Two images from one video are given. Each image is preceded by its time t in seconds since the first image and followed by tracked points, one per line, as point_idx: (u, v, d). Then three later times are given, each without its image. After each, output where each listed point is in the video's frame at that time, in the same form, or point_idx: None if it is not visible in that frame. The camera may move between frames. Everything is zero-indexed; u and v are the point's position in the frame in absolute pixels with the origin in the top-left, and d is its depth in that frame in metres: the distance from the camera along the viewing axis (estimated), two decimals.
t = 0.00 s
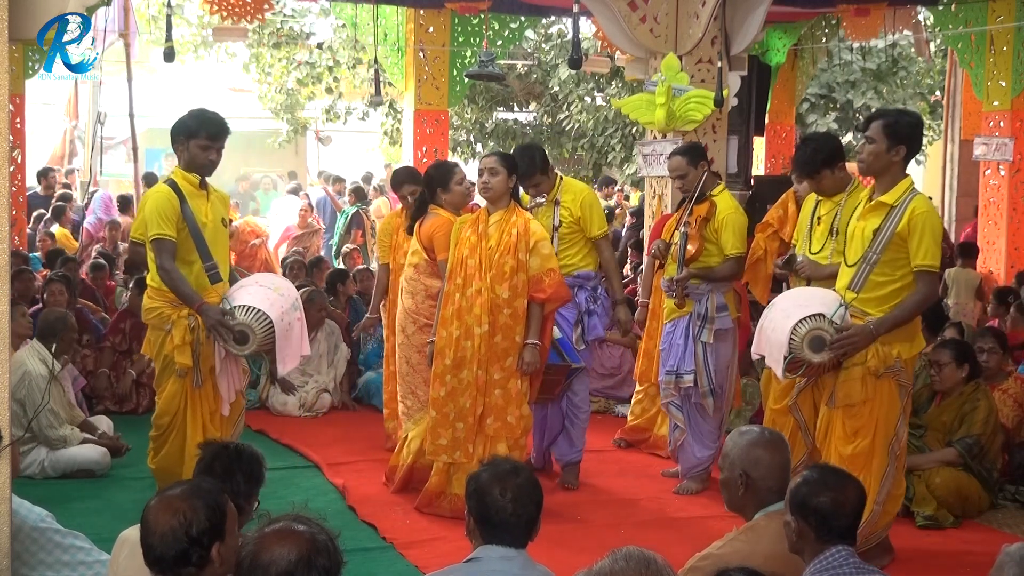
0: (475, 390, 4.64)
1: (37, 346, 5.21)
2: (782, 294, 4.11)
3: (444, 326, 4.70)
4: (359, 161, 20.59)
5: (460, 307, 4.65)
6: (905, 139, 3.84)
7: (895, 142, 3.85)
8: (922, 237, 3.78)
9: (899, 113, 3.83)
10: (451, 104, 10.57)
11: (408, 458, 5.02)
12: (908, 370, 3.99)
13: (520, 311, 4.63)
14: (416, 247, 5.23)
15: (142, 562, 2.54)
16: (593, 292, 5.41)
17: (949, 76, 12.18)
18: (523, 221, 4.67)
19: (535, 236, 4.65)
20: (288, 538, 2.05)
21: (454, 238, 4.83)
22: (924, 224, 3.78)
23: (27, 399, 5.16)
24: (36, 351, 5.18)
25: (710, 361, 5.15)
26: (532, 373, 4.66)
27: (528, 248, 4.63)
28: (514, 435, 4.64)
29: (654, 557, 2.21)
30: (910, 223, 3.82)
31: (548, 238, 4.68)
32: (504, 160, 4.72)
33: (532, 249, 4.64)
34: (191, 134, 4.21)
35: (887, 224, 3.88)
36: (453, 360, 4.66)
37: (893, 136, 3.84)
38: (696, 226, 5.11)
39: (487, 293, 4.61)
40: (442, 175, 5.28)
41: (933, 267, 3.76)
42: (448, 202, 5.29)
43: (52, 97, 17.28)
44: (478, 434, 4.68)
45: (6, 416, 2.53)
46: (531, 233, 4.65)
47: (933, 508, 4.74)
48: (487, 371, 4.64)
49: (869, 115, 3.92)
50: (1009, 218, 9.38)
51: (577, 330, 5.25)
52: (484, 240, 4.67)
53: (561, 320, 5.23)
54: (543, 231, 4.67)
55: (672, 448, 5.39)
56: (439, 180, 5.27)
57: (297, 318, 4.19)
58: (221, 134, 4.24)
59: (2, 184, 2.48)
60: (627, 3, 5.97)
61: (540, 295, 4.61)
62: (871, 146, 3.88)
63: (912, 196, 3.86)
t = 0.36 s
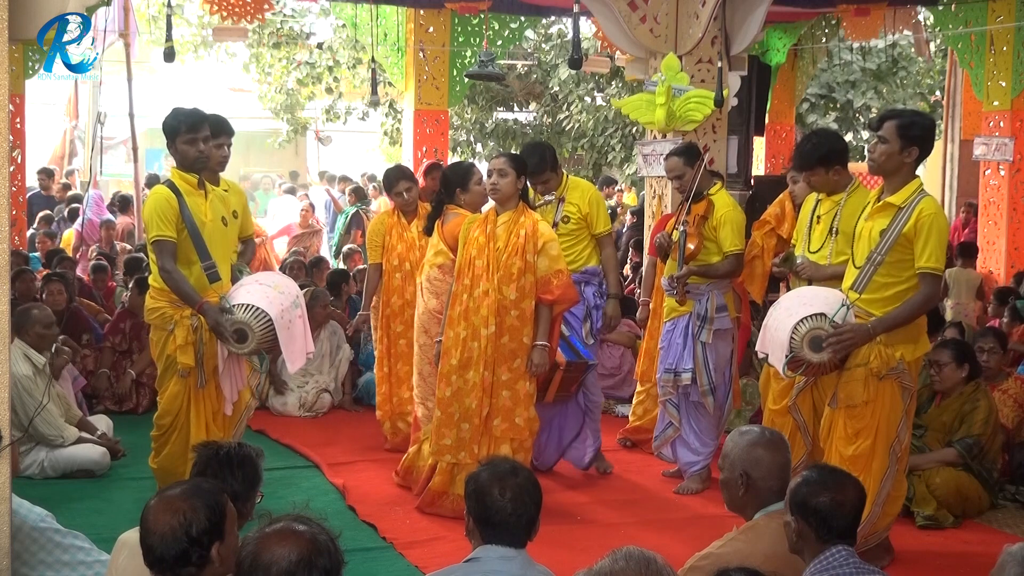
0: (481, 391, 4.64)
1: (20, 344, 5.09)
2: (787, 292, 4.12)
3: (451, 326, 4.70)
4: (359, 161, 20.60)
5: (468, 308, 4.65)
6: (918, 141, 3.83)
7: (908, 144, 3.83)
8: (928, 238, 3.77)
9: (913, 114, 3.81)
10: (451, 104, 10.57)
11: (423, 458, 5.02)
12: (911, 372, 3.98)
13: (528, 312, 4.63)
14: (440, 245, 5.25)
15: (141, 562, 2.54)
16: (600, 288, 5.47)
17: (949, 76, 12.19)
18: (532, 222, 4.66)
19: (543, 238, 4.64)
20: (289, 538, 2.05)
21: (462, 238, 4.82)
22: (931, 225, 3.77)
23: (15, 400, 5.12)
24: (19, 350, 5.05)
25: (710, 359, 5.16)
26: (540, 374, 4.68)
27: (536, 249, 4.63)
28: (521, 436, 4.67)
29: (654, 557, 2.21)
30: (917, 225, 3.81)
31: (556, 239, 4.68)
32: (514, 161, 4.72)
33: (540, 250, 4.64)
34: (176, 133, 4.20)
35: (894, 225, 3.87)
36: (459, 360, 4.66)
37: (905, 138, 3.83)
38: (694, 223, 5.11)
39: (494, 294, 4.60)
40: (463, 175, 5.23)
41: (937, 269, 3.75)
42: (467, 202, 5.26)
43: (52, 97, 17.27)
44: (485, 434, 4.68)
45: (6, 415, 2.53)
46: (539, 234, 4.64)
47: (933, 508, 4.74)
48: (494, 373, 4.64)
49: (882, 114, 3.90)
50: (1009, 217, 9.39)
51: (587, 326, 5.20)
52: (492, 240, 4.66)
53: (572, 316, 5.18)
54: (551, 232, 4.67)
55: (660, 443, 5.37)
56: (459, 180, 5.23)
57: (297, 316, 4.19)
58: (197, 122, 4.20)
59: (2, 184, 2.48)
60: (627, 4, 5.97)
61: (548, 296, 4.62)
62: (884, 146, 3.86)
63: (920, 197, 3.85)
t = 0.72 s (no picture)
0: (485, 391, 4.63)
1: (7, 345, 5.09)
2: (788, 292, 4.12)
3: (456, 326, 4.70)
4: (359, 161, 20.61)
5: (472, 308, 4.65)
6: (919, 141, 3.83)
7: (909, 144, 3.84)
8: (928, 237, 3.77)
9: (914, 114, 3.81)
10: (451, 104, 10.58)
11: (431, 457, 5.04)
12: (912, 373, 3.98)
13: (533, 312, 4.64)
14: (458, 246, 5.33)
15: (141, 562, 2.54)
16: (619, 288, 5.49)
17: (949, 76, 12.19)
18: (537, 222, 4.68)
19: (549, 238, 4.65)
20: (289, 538, 2.05)
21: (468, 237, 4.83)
22: (930, 225, 3.77)
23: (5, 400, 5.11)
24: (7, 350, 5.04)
25: (715, 359, 5.17)
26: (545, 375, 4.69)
27: (541, 250, 4.64)
28: (526, 437, 4.66)
29: (654, 557, 2.21)
30: (917, 224, 3.81)
31: (561, 239, 4.69)
32: (522, 160, 4.73)
33: (546, 250, 4.65)
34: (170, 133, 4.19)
35: (895, 225, 3.87)
36: (463, 360, 4.66)
37: (907, 137, 3.83)
38: (695, 223, 5.12)
39: (499, 294, 4.60)
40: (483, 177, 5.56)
41: (939, 267, 3.75)
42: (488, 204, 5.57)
43: (53, 97, 17.28)
44: (489, 434, 4.68)
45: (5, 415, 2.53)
46: (544, 234, 4.66)
47: (933, 508, 4.74)
48: (499, 373, 4.64)
49: (884, 113, 3.90)
50: (1009, 217, 9.39)
51: (601, 326, 5.37)
52: (497, 240, 4.67)
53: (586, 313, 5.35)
54: (557, 233, 4.68)
55: (662, 442, 5.39)
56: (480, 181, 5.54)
57: (297, 319, 4.18)
58: (189, 121, 4.18)
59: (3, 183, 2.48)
60: (627, 3, 5.97)
61: (553, 296, 4.64)
62: (885, 146, 3.87)
63: (921, 196, 3.85)
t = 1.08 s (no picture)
0: (484, 390, 4.62)
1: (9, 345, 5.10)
2: (791, 292, 4.12)
3: (453, 324, 4.68)
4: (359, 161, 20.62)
5: (470, 306, 4.64)
6: (921, 140, 3.83)
7: (911, 143, 3.84)
8: (930, 237, 3.76)
9: (915, 114, 3.81)
10: (451, 104, 10.58)
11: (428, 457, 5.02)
12: (914, 374, 3.97)
13: (530, 311, 4.65)
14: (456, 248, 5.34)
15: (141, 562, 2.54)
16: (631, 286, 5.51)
17: (949, 76, 12.19)
18: (534, 220, 4.68)
19: (546, 236, 4.66)
20: (288, 538, 2.05)
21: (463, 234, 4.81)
22: (931, 225, 3.77)
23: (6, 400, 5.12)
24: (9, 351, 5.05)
25: (717, 358, 5.19)
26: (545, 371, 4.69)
27: (539, 248, 4.65)
28: (522, 436, 4.68)
29: (654, 557, 2.21)
30: (919, 224, 3.81)
31: (559, 238, 4.71)
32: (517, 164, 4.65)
33: (542, 249, 4.66)
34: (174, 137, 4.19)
35: (897, 225, 3.87)
36: (461, 358, 4.65)
37: (909, 137, 3.83)
38: (695, 223, 5.12)
39: (496, 292, 4.60)
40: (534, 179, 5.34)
41: (941, 266, 3.74)
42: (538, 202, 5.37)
43: (53, 98, 17.27)
44: (487, 433, 4.67)
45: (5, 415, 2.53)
46: (542, 232, 4.67)
47: (933, 508, 4.74)
48: (497, 371, 4.64)
49: (886, 113, 3.90)
50: (1009, 217, 9.39)
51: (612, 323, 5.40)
52: (494, 237, 4.65)
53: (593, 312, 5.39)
54: (554, 231, 4.70)
55: (670, 446, 5.35)
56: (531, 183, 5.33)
57: (298, 320, 4.17)
58: (192, 123, 4.18)
59: (2, 183, 2.48)
60: (627, 3, 5.97)
61: (551, 295, 4.66)
62: (887, 146, 3.87)
63: (922, 196, 3.85)
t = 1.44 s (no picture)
0: (479, 390, 4.63)
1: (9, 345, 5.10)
2: (791, 292, 4.12)
3: (445, 325, 4.68)
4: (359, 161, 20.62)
5: (463, 306, 4.64)
6: (920, 140, 3.83)
7: (910, 143, 3.84)
8: (929, 236, 3.76)
9: (915, 114, 3.81)
10: (451, 104, 10.58)
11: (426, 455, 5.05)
12: (914, 375, 3.97)
13: (523, 309, 4.66)
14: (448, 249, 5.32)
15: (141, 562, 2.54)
16: (629, 284, 5.52)
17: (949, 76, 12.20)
18: (523, 218, 4.69)
19: (535, 234, 4.68)
20: (288, 539, 2.05)
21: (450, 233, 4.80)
22: (930, 224, 3.77)
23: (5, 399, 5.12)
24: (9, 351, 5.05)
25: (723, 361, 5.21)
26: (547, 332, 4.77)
27: (528, 246, 4.67)
28: (519, 435, 4.68)
29: (654, 557, 2.21)
30: (918, 223, 3.81)
31: (549, 234, 4.71)
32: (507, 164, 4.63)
33: (532, 247, 4.67)
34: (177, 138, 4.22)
35: (896, 224, 3.87)
36: (455, 358, 4.65)
37: (908, 137, 3.83)
38: (702, 223, 5.14)
39: (489, 292, 4.61)
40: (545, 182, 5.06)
41: (941, 265, 3.73)
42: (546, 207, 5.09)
43: (52, 98, 17.27)
44: (483, 433, 4.67)
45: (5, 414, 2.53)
46: (531, 230, 4.68)
47: (933, 508, 4.74)
48: (492, 371, 4.64)
49: (885, 113, 3.90)
50: (1009, 217, 9.38)
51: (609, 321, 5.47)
52: (484, 237, 4.65)
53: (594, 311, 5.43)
54: (543, 229, 4.70)
55: (668, 444, 5.35)
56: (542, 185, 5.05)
57: (299, 320, 4.17)
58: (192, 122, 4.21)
59: (2, 183, 2.48)
60: (627, 4, 5.97)
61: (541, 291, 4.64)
62: (887, 146, 3.87)
63: (921, 197, 3.85)
